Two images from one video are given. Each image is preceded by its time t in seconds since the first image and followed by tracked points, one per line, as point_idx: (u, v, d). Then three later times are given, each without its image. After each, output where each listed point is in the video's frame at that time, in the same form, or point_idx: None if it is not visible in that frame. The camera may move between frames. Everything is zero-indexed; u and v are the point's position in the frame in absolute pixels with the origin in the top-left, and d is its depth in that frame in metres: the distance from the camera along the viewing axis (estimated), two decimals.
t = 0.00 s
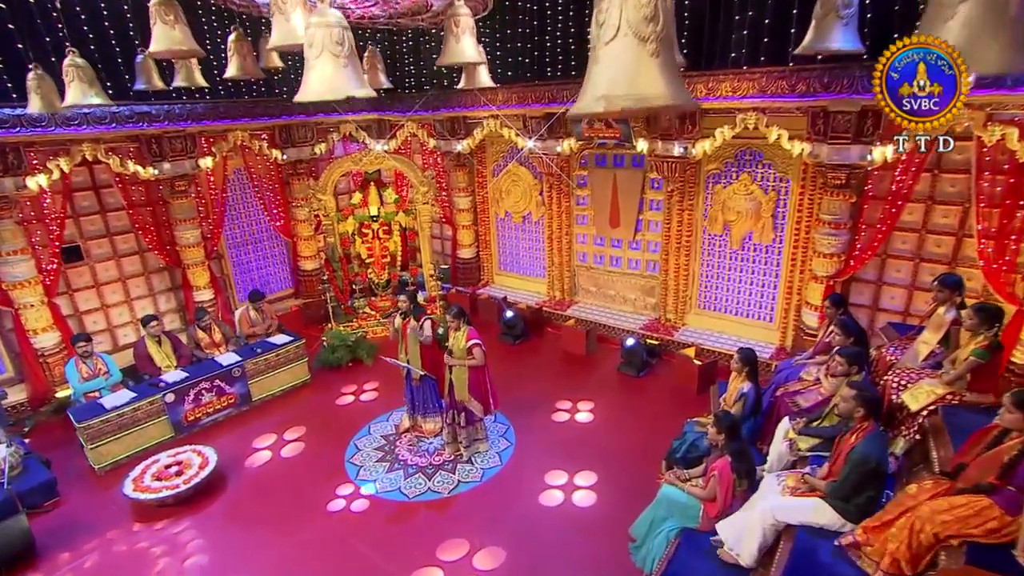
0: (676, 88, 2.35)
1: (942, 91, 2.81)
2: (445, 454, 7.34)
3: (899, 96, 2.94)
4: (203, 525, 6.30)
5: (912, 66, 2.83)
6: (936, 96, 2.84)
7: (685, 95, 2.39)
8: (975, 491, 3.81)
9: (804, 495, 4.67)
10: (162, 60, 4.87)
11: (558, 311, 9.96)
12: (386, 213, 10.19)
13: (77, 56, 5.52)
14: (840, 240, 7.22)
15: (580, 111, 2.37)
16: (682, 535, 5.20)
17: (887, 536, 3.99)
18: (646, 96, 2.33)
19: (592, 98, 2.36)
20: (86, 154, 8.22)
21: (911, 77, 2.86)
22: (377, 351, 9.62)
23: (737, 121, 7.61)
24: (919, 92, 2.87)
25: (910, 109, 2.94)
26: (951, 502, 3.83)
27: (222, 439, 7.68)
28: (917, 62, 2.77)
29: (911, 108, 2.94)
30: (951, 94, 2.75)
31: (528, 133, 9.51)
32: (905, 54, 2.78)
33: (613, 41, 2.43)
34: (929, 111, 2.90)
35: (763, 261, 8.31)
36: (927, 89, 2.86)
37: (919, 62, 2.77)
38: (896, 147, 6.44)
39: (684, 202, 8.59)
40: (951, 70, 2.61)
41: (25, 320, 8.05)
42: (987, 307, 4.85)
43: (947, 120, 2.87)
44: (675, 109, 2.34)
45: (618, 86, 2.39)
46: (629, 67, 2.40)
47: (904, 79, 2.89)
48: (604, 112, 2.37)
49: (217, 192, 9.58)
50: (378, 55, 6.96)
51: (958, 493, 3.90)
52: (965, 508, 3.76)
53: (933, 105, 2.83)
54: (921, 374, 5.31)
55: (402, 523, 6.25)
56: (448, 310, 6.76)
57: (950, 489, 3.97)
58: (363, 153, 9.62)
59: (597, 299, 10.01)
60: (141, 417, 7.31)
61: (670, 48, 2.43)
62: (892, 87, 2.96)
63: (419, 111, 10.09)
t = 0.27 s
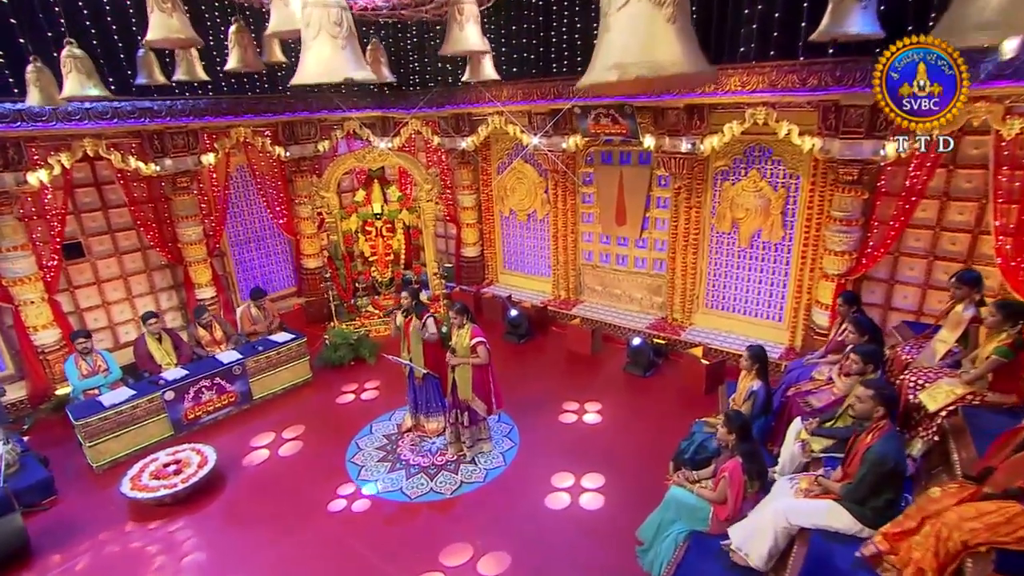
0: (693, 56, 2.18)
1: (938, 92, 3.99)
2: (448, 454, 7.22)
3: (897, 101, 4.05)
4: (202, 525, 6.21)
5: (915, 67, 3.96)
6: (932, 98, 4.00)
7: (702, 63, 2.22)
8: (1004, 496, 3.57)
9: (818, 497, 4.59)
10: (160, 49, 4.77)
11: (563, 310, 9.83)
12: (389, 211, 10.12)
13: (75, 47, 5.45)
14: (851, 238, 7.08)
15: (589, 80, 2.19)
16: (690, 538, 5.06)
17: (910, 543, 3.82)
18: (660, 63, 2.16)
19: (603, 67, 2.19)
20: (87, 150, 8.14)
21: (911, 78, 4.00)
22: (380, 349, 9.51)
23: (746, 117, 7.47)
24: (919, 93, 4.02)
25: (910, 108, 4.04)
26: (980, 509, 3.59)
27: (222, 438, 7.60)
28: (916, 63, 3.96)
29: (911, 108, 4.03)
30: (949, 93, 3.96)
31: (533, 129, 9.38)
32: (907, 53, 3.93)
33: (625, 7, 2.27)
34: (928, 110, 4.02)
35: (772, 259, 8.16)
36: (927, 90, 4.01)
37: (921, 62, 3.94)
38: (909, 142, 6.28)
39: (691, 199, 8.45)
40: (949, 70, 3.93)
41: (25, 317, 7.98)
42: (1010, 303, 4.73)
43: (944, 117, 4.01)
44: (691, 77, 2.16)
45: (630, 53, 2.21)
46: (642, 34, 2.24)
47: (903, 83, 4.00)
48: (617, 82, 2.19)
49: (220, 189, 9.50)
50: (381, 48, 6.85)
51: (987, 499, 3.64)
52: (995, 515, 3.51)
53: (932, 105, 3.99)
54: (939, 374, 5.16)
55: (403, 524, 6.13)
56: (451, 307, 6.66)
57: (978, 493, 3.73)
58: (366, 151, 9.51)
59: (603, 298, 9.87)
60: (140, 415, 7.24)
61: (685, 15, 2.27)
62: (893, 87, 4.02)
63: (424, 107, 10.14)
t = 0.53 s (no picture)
0: (718, 7, 1.98)
1: (938, 92, 5.31)
2: (451, 455, 7.03)
3: (901, 99, 5.37)
4: (198, 527, 6.06)
5: (911, 67, 5.30)
6: (933, 98, 5.33)
7: (726, 15, 2.03)
8: None
9: (839, 501, 4.45)
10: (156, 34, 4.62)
11: (570, 309, 9.63)
12: (394, 208, 9.97)
13: (70, 33, 5.34)
14: (868, 234, 6.88)
15: (607, 35, 1.98)
16: (704, 544, 4.94)
17: (939, 550, 3.57)
18: (681, 15, 1.95)
19: (622, 20, 1.98)
20: (87, 143, 8.01)
21: (911, 79, 5.32)
22: (383, 347, 9.34)
23: (759, 109, 7.26)
24: (921, 92, 5.34)
25: (911, 109, 5.36)
26: (1017, 514, 3.46)
27: (220, 437, 7.49)
28: (919, 63, 5.31)
29: (913, 106, 5.36)
30: (948, 93, 5.27)
31: (540, 124, 9.20)
32: (911, 57, 5.29)
33: None
34: (928, 110, 5.35)
35: (785, 257, 7.95)
36: (927, 90, 5.33)
37: (922, 63, 5.29)
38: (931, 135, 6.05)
39: (702, 195, 8.25)
40: (948, 70, 5.24)
41: (24, 313, 7.84)
42: None
43: (942, 115, 5.33)
44: (716, 29, 1.96)
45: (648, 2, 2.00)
46: None
47: (905, 82, 5.34)
48: (636, 36, 1.98)
49: (222, 185, 9.37)
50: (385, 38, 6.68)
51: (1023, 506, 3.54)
52: None
53: (933, 103, 5.32)
54: (967, 373, 4.94)
55: (405, 527, 5.95)
56: (455, 303, 6.49)
57: (1012, 500, 3.62)
58: (371, 146, 9.35)
59: (611, 297, 9.67)
60: (138, 412, 7.11)
61: None
62: (894, 87, 5.37)
63: (429, 103, 9.86)
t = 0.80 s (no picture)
0: None
1: (938, 92, 5.49)
2: (456, 455, 6.83)
3: (901, 99, 5.65)
4: (195, 528, 5.89)
5: (911, 67, 5.53)
6: (933, 98, 5.53)
7: None
8: None
9: (866, 507, 4.23)
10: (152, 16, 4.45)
11: (579, 308, 9.41)
12: (399, 204, 9.78)
13: (66, 18, 5.18)
14: (889, 229, 6.63)
15: None
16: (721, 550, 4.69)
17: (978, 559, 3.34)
18: None
19: None
20: (87, 136, 7.86)
21: (911, 79, 5.57)
22: (387, 346, 9.17)
23: (775, 101, 7.04)
24: (921, 92, 5.57)
25: (912, 108, 5.60)
26: None
27: (218, 436, 7.35)
28: (919, 64, 5.52)
29: (913, 106, 5.60)
30: (948, 93, 5.44)
31: (548, 118, 8.99)
32: (911, 57, 5.52)
33: None
34: (929, 109, 5.55)
35: (801, 254, 7.71)
36: (928, 90, 5.54)
37: (922, 62, 5.49)
38: (957, 125, 5.80)
39: (714, 191, 8.03)
40: (948, 70, 5.40)
41: (22, 309, 7.70)
42: None
43: (943, 115, 5.48)
44: None
45: None
46: None
47: (905, 82, 5.59)
48: None
49: (225, 180, 9.21)
50: (390, 26, 6.49)
51: None
52: None
53: (932, 103, 5.52)
54: (999, 373, 4.69)
55: (407, 530, 5.74)
56: (460, 299, 6.30)
57: None
58: (376, 141, 9.17)
59: (620, 296, 9.45)
60: (136, 410, 6.99)
61: None
62: (895, 86, 5.64)
63: (435, 97, 9.68)
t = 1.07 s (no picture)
0: None
1: (938, 92, 5.37)
2: (461, 456, 6.64)
3: (901, 99, 5.54)
4: (193, 529, 5.73)
5: (909, 66, 5.42)
6: (933, 98, 5.41)
7: None
8: None
9: (891, 510, 4.01)
10: None
11: (587, 307, 9.22)
12: (404, 201, 9.62)
13: (63, 4, 5.06)
14: (909, 225, 6.41)
15: None
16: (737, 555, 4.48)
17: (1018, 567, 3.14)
18: None
19: None
20: (88, 130, 7.74)
21: (908, 77, 5.46)
22: (391, 345, 9.01)
23: (790, 94, 6.84)
24: (921, 92, 5.44)
25: (909, 107, 5.50)
26: None
27: (218, 435, 7.20)
28: (918, 63, 5.40)
29: (913, 106, 5.50)
30: (948, 93, 5.32)
31: (557, 114, 8.82)
32: (911, 57, 5.40)
33: None
34: (926, 109, 5.45)
35: (816, 252, 7.50)
36: (925, 89, 5.43)
37: (920, 62, 5.37)
38: (982, 116, 5.59)
39: (727, 186, 7.83)
40: (948, 70, 5.27)
41: (21, 305, 7.57)
42: None
43: (943, 115, 5.38)
44: None
45: None
46: None
47: (905, 82, 5.48)
48: None
49: (228, 175, 9.09)
50: (395, 16, 6.33)
51: None
52: None
53: (932, 104, 5.39)
54: None
55: (411, 532, 5.55)
56: (466, 295, 6.13)
57: None
58: (382, 137, 9.02)
59: (630, 295, 9.26)
60: (134, 408, 6.85)
61: None
62: (892, 85, 5.54)
63: (441, 93, 9.53)
